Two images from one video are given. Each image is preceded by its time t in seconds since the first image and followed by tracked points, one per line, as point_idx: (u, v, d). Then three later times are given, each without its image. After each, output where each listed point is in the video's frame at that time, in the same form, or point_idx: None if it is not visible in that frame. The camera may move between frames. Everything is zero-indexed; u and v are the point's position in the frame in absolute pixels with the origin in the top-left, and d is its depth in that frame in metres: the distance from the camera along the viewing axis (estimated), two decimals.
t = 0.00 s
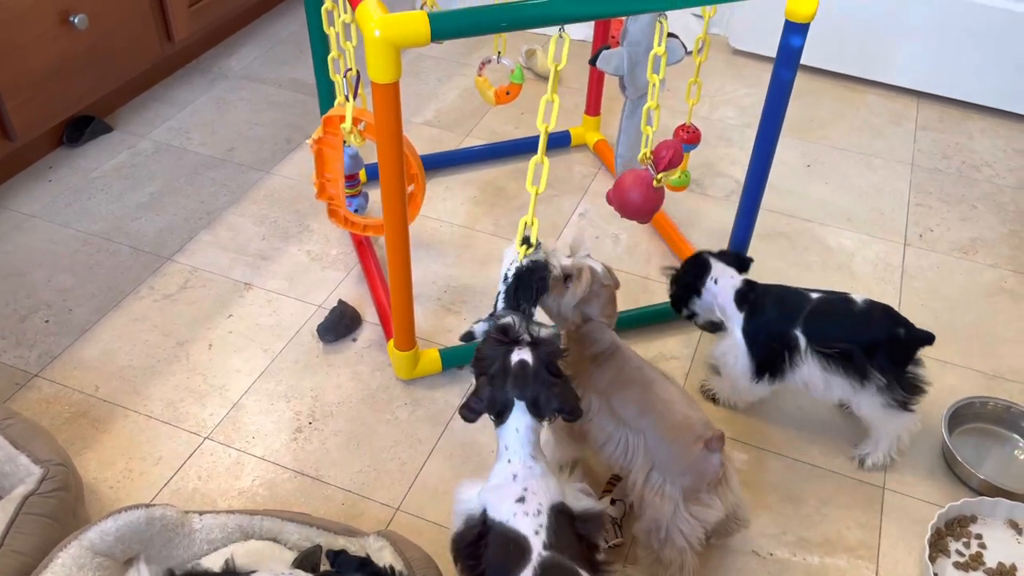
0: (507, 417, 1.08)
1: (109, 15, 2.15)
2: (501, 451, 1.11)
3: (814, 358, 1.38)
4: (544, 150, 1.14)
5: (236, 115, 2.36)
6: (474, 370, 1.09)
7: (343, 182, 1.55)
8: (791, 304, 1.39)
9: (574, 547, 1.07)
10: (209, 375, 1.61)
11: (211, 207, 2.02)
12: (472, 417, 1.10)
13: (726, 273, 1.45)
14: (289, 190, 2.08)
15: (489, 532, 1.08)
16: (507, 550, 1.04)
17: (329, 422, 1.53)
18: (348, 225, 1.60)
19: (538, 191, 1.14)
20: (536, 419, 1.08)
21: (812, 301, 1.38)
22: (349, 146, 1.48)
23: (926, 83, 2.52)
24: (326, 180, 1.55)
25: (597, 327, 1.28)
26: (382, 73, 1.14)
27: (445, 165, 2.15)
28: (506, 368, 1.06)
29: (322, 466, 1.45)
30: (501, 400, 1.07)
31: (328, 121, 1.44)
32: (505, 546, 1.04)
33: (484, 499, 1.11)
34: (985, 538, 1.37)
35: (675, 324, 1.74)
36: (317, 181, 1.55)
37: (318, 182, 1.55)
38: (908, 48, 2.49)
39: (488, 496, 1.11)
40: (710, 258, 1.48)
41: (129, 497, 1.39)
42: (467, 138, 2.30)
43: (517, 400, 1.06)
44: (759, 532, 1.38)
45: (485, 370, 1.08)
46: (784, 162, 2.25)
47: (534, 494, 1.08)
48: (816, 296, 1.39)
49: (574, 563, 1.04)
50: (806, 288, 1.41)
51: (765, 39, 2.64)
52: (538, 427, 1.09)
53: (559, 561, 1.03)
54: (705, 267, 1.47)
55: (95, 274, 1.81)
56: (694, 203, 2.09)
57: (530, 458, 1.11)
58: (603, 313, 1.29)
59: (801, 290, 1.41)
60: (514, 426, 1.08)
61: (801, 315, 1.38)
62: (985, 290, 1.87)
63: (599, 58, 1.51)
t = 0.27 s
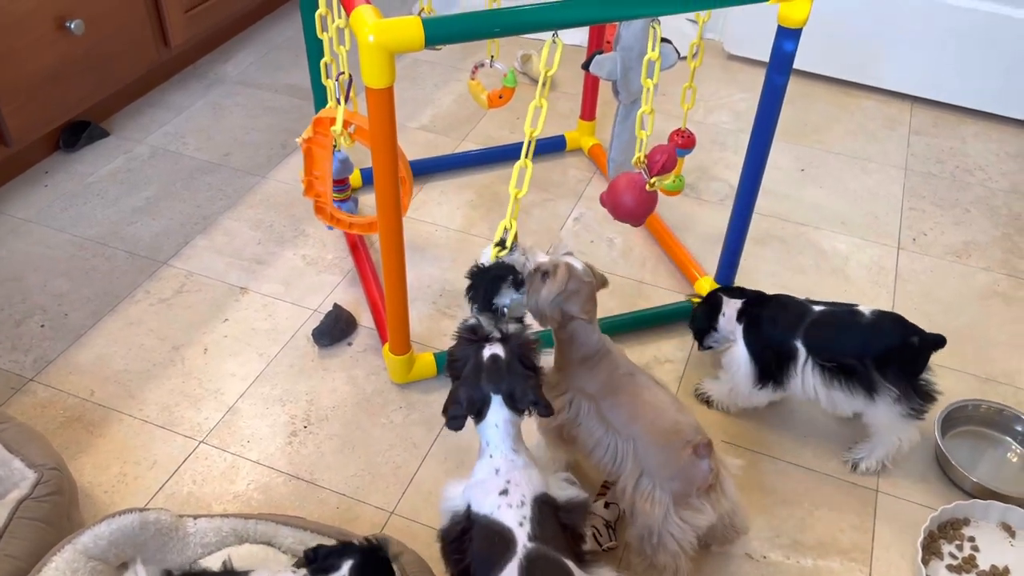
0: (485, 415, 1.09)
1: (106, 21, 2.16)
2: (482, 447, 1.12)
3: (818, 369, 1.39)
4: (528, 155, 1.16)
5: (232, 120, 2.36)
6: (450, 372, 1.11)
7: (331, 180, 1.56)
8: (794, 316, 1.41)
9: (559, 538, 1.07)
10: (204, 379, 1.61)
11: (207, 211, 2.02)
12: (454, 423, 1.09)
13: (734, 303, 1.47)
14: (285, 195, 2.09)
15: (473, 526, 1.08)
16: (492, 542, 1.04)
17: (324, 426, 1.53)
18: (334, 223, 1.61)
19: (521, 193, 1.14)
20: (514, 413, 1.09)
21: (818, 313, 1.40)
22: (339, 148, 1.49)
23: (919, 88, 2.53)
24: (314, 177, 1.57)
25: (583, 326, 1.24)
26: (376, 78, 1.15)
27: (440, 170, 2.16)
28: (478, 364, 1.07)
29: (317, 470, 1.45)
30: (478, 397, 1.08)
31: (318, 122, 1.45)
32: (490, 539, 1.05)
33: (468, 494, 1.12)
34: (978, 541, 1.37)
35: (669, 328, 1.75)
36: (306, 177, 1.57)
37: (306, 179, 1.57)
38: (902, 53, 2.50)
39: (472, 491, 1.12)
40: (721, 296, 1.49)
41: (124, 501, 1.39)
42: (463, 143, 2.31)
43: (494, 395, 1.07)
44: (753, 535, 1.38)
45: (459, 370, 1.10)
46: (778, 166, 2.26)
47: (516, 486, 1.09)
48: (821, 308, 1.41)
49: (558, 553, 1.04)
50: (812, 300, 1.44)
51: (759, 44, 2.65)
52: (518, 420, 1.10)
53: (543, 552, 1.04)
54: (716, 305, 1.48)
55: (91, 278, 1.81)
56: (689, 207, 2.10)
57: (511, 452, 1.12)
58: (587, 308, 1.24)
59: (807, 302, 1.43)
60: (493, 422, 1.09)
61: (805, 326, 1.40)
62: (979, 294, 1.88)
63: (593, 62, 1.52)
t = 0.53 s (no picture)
0: (485, 432, 1.08)
1: (101, 23, 2.16)
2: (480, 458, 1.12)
3: (803, 375, 1.40)
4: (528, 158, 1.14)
5: (228, 122, 2.36)
6: (454, 380, 1.08)
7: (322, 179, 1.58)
8: (783, 322, 1.41)
9: (551, 551, 1.07)
10: (199, 382, 1.61)
11: (202, 214, 2.02)
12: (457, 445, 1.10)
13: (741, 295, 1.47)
14: (280, 198, 2.09)
15: (467, 539, 1.09)
16: (483, 555, 1.05)
17: (319, 428, 1.53)
18: (325, 222, 1.61)
19: (521, 196, 1.12)
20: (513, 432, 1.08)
21: (807, 321, 1.41)
22: (332, 150, 1.50)
23: (913, 91, 2.54)
24: (307, 176, 1.58)
25: (585, 337, 1.26)
26: (370, 80, 1.15)
27: (436, 172, 2.16)
28: (479, 386, 1.05)
29: (312, 472, 1.45)
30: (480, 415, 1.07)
31: (313, 122, 1.50)
32: (481, 551, 1.05)
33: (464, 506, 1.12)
34: (971, 542, 1.37)
35: (665, 330, 1.75)
36: (298, 176, 1.58)
37: (298, 177, 1.58)
38: (896, 57, 2.51)
39: (466, 503, 1.12)
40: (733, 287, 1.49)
41: (118, 503, 1.39)
42: (458, 146, 2.31)
43: (494, 416, 1.06)
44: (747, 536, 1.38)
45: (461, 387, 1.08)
46: (773, 168, 2.27)
47: (510, 499, 1.09)
48: (810, 318, 1.42)
49: (548, 567, 1.04)
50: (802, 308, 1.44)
51: (754, 47, 2.66)
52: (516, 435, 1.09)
53: (533, 566, 1.04)
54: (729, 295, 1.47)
55: (86, 281, 1.81)
56: (684, 209, 2.10)
57: (507, 465, 1.11)
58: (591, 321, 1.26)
59: (798, 309, 1.43)
60: (492, 439, 1.08)
61: (793, 333, 1.40)
62: (972, 296, 1.89)
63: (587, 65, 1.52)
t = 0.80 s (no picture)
0: (493, 442, 1.12)
1: (102, 25, 2.17)
2: (486, 472, 1.14)
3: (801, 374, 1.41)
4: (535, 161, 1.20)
5: (228, 124, 2.37)
6: (464, 389, 1.16)
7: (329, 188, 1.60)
8: (784, 320, 1.42)
9: (560, 560, 1.08)
10: (200, 381, 1.62)
11: (203, 215, 2.03)
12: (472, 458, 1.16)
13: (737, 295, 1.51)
14: (281, 199, 2.10)
15: (477, 552, 1.10)
16: (492, 566, 1.06)
17: (320, 427, 1.54)
18: (334, 230, 1.64)
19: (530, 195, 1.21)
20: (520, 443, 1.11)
21: (807, 320, 1.42)
22: (335, 153, 1.51)
23: (909, 93, 2.56)
24: (313, 185, 1.60)
25: (602, 349, 1.27)
26: (371, 81, 1.16)
27: (436, 174, 2.17)
28: (489, 394, 1.11)
29: (314, 470, 1.46)
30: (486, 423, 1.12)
31: (317, 128, 1.46)
32: (490, 562, 1.06)
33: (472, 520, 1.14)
34: (968, 539, 1.39)
35: (664, 330, 1.76)
36: (305, 185, 1.60)
37: (305, 187, 1.60)
38: (892, 59, 2.53)
39: (474, 517, 1.13)
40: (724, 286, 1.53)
41: (120, 502, 1.40)
42: (458, 147, 2.32)
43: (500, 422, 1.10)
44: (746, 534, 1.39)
45: (472, 399, 1.14)
46: (770, 170, 2.28)
47: (518, 509, 1.11)
48: (810, 316, 1.42)
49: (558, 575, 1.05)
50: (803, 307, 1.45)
51: (751, 49, 2.68)
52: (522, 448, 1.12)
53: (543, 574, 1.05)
54: (720, 292, 1.52)
55: (87, 281, 1.82)
56: (682, 210, 2.11)
57: (513, 477, 1.13)
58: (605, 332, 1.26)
59: (799, 308, 1.44)
60: (499, 449, 1.12)
61: (792, 331, 1.41)
62: (968, 296, 1.90)
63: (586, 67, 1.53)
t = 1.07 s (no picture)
0: (484, 429, 1.14)
1: (102, 23, 2.17)
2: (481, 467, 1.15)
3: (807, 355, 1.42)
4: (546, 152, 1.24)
5: (228, 122, 2.38)
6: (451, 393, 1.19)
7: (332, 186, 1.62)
8: (795, 305, 1.43)
9: (565, 547, 1.09)
10: (202, 377, 1.62)
11: (204, 212, 2.04)
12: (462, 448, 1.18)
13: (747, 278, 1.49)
14: (281, 196, 2.10)
15: (481, 546, 1.10)
16: (498, 555, 1.06)
17: (321, 422, 1.55)
18: (338, 228, 1.65)
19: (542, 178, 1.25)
20: (513, 432, 1.14)
21: (818, 306, 1.42)
22: (338, 151, 1.51)
23: (907, 92, 2.57)
24: (317, 183, 1.62)
25: (559, 323, 1.32)
26: (372, 76, 1.17)
27: (436, 172, 2.18)
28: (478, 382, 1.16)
29: (315, 466, 1.47)
30: (473, 410, 1.14)
31: (319, 126, 1.49)
32: (496, 552, 1.07)
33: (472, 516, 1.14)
34: (966, 533, 1.39)
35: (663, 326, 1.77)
36: (309, 184, 1.63)
37: (309, 185, 1.63)
38: (890, 58, 2.54)
39: (476, 513, 1.14)
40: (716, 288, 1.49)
41: (122, 496, 1.41)
42: (457, 146, 2.33)
43: (491, 405, 1.13)
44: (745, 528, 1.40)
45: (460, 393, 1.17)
46: (769, 168, 2.29)
47: (519, 499, 1.12)
48: (821, 302, 1.43)
49: (564, 559, 1.06)
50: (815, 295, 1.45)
51: (749, 48, 2.69)
52: (517, 438, 1.14)
53: (549, 559, 1.05)
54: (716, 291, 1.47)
55: (88, 278, 1.83)
56: (681, 208, 2.12)
57: (510, 468, 1.15)
58: (569, 330, 1.31)
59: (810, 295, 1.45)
60: (493, 438, 1.13)
61: (802, 315, 1.42)
62: (966, 293, 1.91)
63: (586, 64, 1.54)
